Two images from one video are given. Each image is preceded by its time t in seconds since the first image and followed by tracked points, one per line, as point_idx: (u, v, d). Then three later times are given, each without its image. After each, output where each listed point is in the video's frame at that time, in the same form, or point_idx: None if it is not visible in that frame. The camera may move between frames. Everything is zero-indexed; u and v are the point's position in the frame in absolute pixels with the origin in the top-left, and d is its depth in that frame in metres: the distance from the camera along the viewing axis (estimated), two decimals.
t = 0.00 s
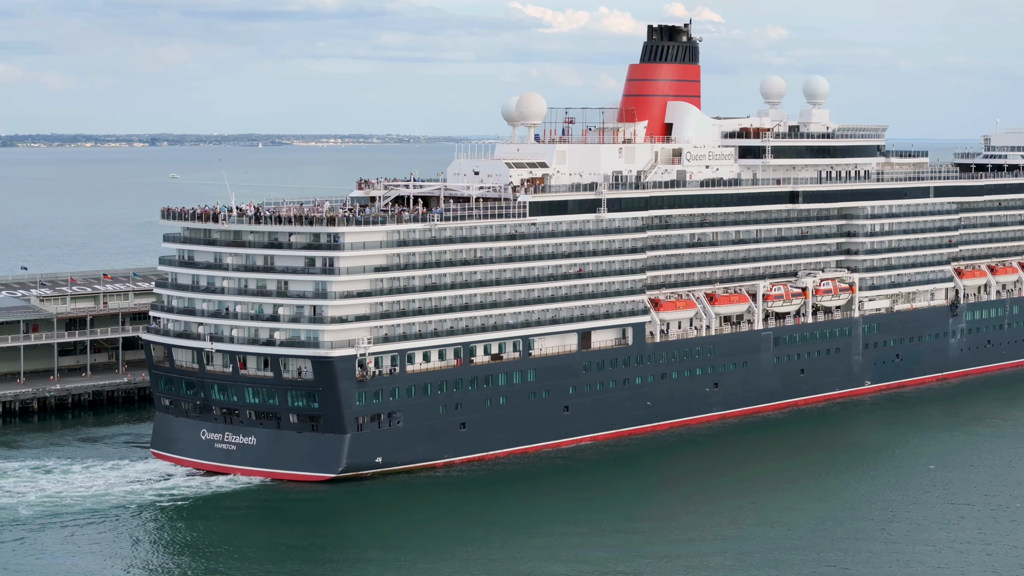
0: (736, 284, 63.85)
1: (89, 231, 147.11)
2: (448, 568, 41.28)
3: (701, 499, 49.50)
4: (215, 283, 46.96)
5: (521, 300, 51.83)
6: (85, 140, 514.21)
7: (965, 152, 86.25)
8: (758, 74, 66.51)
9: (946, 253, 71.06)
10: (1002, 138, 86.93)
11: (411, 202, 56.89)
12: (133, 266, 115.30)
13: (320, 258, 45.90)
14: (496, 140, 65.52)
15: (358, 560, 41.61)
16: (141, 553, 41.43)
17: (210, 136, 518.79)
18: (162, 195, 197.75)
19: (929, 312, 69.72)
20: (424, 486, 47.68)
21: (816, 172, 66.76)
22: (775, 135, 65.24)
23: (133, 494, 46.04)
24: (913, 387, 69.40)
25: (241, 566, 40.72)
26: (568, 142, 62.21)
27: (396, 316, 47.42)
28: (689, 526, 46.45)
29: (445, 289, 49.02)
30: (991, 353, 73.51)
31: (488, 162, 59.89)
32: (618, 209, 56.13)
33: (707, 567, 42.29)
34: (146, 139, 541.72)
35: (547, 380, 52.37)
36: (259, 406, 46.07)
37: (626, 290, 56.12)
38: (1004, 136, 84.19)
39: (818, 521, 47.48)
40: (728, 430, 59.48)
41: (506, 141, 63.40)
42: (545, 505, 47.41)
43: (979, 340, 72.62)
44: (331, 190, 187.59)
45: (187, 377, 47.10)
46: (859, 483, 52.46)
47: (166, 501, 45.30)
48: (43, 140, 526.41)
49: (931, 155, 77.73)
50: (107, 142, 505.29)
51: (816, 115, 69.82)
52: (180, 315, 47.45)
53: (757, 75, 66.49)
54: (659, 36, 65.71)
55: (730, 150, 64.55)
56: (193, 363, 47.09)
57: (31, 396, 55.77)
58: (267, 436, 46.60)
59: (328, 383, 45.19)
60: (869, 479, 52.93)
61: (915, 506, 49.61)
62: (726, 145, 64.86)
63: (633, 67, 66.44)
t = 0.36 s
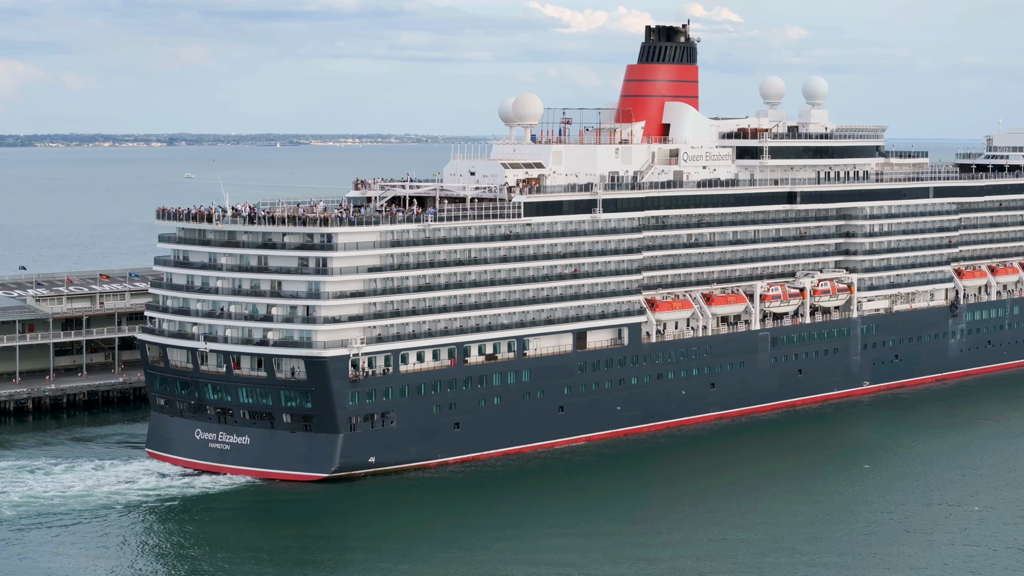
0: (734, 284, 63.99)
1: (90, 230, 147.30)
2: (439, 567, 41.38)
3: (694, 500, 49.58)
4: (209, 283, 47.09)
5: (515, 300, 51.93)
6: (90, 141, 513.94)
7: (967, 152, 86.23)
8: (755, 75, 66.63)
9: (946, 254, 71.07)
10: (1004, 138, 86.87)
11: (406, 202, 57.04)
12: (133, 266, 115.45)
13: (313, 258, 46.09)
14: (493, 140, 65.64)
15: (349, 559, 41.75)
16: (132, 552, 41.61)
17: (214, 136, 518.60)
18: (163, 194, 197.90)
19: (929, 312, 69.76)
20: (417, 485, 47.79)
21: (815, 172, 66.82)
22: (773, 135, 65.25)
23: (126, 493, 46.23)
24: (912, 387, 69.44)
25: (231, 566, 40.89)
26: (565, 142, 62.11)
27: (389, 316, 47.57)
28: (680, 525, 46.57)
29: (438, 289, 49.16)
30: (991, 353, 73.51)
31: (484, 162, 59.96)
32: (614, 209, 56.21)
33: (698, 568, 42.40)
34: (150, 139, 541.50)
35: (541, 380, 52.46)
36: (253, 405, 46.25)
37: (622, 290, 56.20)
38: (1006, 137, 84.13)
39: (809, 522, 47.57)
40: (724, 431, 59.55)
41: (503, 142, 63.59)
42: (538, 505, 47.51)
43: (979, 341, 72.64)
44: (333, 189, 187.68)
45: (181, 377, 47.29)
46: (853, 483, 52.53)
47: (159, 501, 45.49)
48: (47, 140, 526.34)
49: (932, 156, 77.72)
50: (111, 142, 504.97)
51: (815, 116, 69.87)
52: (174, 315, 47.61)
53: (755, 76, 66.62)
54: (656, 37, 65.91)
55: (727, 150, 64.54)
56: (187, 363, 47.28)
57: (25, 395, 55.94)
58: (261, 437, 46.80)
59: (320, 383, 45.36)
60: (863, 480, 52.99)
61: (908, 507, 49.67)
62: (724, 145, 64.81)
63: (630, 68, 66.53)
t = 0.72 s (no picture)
0: (731, 285, 64.05)
1: (90, 230, 147.48)
2: (430, 567, 41.50)
3: (687, 500, 49.69)
4: (203, 284, 47.26)
5: (510, 301, 52.04)
6: (94, 140, 514.08)
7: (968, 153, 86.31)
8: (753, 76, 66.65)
9: (946, 255, 71.08)
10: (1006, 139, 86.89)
11: (401, 203, 57.17)
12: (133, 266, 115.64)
13: (306, 259, 46.25)
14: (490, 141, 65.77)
15: (341, 559, 41.90)
16: (124, 551, 41.79)
17: (219, 136, 518.72)
18: (164, 194, 198.10)
19: (928, 313, 69.83)
20: (411, 486, 47.94)
21: (813, 173, 66.85)
22: (769, 137, 65.23)
23: (119, 493, 46.42)
24: (912, 388, 69.49)
25: (222, 565, 41.05)
26: (561, 143, 62.20)
27: (382, 317, 47.73)
28: (673, 525, 46.72)
29: (431, 290, 49.27)
30: (991, 354, 73.58)
31: (479, 163, 60.06)
32: (609, 210, 56.28)
33: (690, 568, 42.53)
34: (154, 139, 541.95)
35: (536, 381, 52.56)
36: (246, 406, 46.42)
37: (618, 291, 56.32)
38: (1007, 138, 84.20)
39: (800, 522, 47.70)
40: (719, 431, 59.66)
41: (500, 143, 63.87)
42: (532, 505, 47.61)
43: (979, 342, 72.71)
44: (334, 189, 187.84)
45: (176, 378, 47.46)
46: (847, 484, 52.64)
47: (152, 501, 45.68)
48: (54, 139, 526.54)
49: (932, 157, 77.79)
50: (117, 142, 505.08)
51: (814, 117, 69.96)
52: (169, 315, 47.80)
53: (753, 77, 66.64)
54: (654, 38, 66.08)
55: (725, 151, 64.67)
56: (182, 363, 47.45)
57: (19, 396, 56.11)
58: (254, 437, 46.96)
59: (313, 383, 45.54)
60: (857, 481, 53.09)
61: (901, 508, 49.76)
62: (721, 146, 64.89)
63: (627, 69, 66.63)
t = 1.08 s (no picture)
0: (728, 285, 64.16)
1: (91, 230, 147.82)
2: (421, 566, 41.66)
3: (679, 500, 49.82)
4: (197, 285, 47.44)
5: (504, 301, 52.16)
6: (96, 140, 514.60)
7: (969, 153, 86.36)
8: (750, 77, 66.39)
9: (945, 256, 71.07)
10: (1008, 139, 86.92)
11: (396, 204, 57.37)
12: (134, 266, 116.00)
13: (299, 260, 46.42)
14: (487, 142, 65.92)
15: (331, 558, 42.06)
16: (115, 550, 42.01)
17: (221, 136, 518.92)
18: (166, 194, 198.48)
19: (928, 314, 69.90)
20: (403, 486, 48.08)
21: (811, 174, 66.78)
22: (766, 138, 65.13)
23: (112, 493, 46.63)
24: (910, 389, 69.51)
25: (213, 564, 41.24)
26: (558, 144, 62.43)
27: (375, 317, 47.89)
28: (666, 525, 46.88)
29: (425, 291, 49.42)
30: (991, 355, 73.66)
31: (474, 164, 60.22)
32: (604, 210, 56.35)
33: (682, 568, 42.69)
34: (156, 139, 542.09)
35: (530, 382, 52.66)
36: (239, 406, 46.59)
37: (613, 292, 56.44)
38: (1009, 138, 84.25)
39: (791, 522, 47.84)
40: (714, 432, 59.76)
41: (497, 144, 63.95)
42: (525, 505, 47.74)
43: (979, 343, 72.78)
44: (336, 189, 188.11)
45: (170, 378, 47.65)
46: (840, 484, 52.78)
47: (144, 500, 45.90)
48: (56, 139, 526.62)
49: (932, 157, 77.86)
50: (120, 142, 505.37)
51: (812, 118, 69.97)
52: (163, 316, 48.00)
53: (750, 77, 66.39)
54: (651, 39, 66.08)
55: (722, 152, 64.45)
56: (176, 363, 47.63)
57: (14, 396, 56.34)
58: (247, 437, 47.12)
59: (305, 383, 45.70)
60: (851, 481, 53.18)
61: (893, 508, 49.90)
62: (718, 147, 64.71)
63: (624, 70, 66.72)
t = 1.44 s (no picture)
0: (724, 286, 64.27)
1: (91, 229, 148.06)
2: (412, 567, 41.83)
3: (671, 501, 49.97)
4: (190, 285, 47.60)
5: (497, 302, 52.31)
6: (99, 140, 515.68)
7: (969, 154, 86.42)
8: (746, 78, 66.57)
9: (943, 257, 71.12)
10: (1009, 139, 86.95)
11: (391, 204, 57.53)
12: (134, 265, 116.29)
13: (292, 261, 46.59)
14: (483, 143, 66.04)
15: (322, 558, 42.24)
16: (107, 550, 42.21)
17: (223, 136, 520.01)
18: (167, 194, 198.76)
19: (927, 315, 70.02)
20: (397, 486, 48.24)
21: (808, 175, 66.88)
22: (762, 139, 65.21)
23: (105, 493, 46.84)
24: (909, 390, 69.57)
25: (204, 564, 41.43)
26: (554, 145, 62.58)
27: (367, 318, 48.05)
28: (658, 526, 47.04)
29: (418, 292, 49.56)
30: (991, 356, 73.74)
31: (469, 165, 60.38)
32: (599, 211, 56.44)
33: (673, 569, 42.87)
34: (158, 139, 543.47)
35: (524, 383, 52.78)
36: (232, 406, 46.76)
37: (608, 293, 56.58)
38: (1010, 139, 84.31)
39: (783, 523, 48.01)
40: (709, 432, 59.86)
41: (492, 145, 63.88)
42: (519, 506, 47.89)
43: (978, 343, 72.88)
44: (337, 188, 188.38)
45: (164, 378, 47.82)
46: (832, 485, 52.94)
47: (137, 500, 46.11)
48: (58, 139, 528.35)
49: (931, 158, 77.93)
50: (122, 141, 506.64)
51: (810, 119, 70.03)
52: (156, 316, 48.17)
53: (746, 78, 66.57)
54: (648, 40, 66.09)
55: (718, 153, 64.58)
56: (169, 364, 47.79)
57: (8, 397, 56.54)
58: (240, 437, 47.30)
59: (298, 384, 45.86)
60: (843, 482, 53.29)
61: (884, 509, 50.10)
62: (715, 148, 64.81)
63: (621, 71, 66.82)
